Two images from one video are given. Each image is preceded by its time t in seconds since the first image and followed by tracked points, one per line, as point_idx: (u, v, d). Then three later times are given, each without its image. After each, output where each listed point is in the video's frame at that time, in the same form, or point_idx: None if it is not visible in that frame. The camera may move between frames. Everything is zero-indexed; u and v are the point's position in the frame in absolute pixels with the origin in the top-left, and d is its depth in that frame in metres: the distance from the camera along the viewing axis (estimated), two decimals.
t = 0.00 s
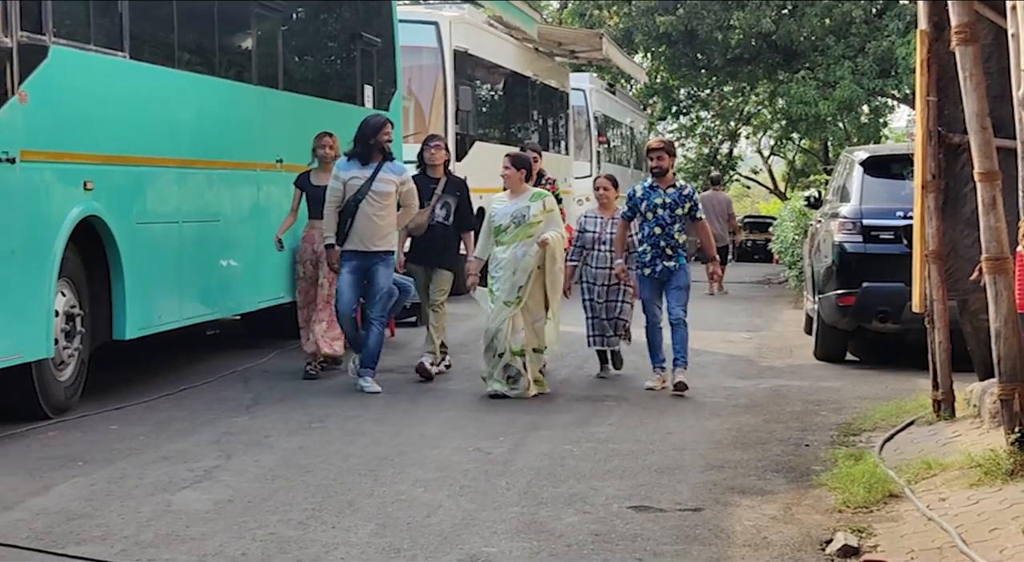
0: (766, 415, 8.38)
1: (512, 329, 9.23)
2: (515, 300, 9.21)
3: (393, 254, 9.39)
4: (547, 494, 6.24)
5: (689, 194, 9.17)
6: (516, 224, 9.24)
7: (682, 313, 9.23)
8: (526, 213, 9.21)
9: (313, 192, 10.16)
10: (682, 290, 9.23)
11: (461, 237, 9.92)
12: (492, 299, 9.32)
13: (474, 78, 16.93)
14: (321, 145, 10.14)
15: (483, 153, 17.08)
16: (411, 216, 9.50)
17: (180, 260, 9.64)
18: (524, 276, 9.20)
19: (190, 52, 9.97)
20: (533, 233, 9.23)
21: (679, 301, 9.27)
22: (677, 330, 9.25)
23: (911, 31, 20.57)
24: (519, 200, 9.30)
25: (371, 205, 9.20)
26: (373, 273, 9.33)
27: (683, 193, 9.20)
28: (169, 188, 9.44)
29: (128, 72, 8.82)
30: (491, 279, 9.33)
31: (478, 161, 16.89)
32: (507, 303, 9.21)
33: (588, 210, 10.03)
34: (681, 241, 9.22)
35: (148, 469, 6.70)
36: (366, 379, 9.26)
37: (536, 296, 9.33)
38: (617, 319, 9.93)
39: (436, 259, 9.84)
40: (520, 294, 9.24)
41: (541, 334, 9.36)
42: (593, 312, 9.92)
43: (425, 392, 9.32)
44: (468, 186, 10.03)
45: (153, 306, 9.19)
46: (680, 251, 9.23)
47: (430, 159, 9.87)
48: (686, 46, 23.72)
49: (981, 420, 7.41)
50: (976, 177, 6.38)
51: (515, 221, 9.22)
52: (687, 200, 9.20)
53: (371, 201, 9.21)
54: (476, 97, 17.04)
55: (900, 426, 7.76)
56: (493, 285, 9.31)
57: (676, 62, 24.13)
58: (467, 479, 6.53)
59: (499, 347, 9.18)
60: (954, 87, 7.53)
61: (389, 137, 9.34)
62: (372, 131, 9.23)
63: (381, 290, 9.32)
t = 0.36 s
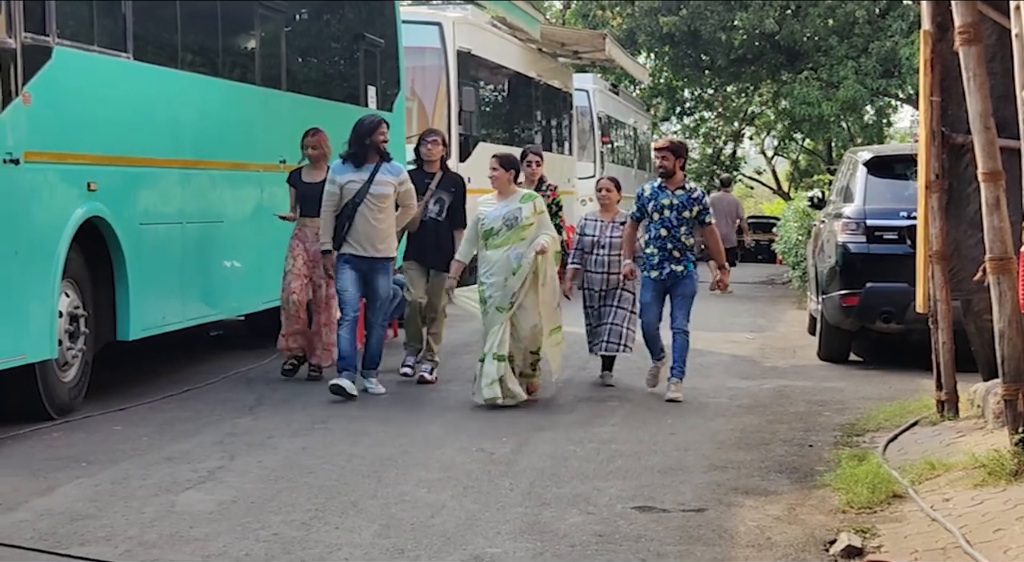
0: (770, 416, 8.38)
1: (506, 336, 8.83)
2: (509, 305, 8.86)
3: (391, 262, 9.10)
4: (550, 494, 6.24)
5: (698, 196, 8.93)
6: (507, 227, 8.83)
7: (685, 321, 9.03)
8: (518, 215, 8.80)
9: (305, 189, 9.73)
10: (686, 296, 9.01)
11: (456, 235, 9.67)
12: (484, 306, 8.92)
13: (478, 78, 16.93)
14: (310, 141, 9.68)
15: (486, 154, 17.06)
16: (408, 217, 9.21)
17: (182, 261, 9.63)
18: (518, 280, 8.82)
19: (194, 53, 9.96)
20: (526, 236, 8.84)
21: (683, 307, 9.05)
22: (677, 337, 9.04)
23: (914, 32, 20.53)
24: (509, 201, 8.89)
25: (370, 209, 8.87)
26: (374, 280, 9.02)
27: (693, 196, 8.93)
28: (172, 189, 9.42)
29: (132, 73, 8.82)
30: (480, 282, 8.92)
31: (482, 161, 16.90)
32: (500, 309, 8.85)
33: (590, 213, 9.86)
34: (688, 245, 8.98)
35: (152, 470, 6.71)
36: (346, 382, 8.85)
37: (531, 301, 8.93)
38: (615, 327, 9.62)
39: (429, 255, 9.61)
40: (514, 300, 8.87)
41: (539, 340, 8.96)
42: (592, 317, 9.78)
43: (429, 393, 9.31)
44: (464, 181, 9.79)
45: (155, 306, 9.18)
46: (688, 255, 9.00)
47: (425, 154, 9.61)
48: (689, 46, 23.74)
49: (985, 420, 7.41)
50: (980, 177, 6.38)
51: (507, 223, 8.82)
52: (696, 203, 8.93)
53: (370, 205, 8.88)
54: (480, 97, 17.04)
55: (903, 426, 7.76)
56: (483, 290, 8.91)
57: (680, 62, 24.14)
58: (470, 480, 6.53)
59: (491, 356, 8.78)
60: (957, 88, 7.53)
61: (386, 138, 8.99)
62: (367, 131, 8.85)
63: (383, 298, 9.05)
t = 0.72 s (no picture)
0: (772, 416, 8.38)
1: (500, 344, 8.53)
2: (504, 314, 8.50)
3: (378, 256, 8.93)
4: (552, 494, 6.24)
5: (698, 198, 8.50)
6: (502, 233, 8.54)
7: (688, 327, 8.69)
8: (514, 220, 8.52)
9: (292, 194, 9.27)
10: (688, 305, 8.63)
11: (449, 239, 9.24)
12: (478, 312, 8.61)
13: (480, 79, 16.92)
14: (290, 143, 9.23)
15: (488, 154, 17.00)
16: (393, 214, 9.05)
17: (183, 261, 9.61)
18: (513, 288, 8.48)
19: (195, 53, 9.95)
20: (522, 242, 8.52)
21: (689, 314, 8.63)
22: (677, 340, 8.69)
23: (916, 32, 20.43)
24: (506, 206, 8.59)
25: (354, 207, 8.71)
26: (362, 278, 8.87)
27: (692, 197, 8.50)
28: (172, 189, 9.40)
29: (133, 73, 8.82)
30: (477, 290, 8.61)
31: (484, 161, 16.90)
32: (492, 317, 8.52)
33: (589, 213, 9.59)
34: (691, 249, 8.53)
35: (154, 470, 6.71)
36: (351, 390, 8.79)
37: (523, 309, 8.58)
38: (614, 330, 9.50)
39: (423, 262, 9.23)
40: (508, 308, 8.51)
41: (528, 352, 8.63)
42: (589, 318, 9.45)
43: (431, 393, 9.29)
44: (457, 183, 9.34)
45: (156, 306, 9.16)
46: (690, 261, 8.55)
47: (415, 158, 9.20)
48: (692, 47, 23.76)
49: (987, 420, 7.41)
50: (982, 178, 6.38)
51: (503, 228, 8.54)
52: (696, 205, 8.50)
53: (352, 202, 8.71)
54: (482, 97, 17.04)
55: (906, 426, 7.75)
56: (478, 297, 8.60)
57: (682, 63, 24.15)
58: (472, 480, 6.53)
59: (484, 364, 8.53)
60: (960, 88, 7.54)
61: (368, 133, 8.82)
62: (348, 127, 8.67)
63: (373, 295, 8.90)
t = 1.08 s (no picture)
0: (773, 417, 8.38)
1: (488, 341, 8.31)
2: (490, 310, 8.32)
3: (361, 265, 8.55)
4: (553, 496, 6.24)
5: (689, 195, 8.28)
6: (488, 232, 8.40)
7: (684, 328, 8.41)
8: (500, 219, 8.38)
9: (281, 194, 9.11)
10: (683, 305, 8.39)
11: (443, 236, 9.11)
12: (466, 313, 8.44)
13: (481, 80, 16.92)
14: (275, 142, 9.09)
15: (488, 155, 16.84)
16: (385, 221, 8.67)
17: (184, 262, 9.61)
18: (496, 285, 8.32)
19: (196, 54, 9.96)
20: (508, 240, 8.38)
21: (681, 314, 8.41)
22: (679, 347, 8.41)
23: (916, 34, 20.34)
24: (493, 206, 8.46)
25: (336, 213, 8.38)
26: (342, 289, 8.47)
27: (684, 194, 8.29)
28: (173, 190, 9.40)
29: (135, 74, 8.82)
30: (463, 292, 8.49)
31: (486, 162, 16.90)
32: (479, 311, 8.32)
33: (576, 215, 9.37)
34: (683, 247, 8.33)
35: (155, 471, 6.71)
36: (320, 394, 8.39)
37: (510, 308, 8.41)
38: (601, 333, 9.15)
39: (418, 261, 9.05)
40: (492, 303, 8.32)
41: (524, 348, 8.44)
42: (576, 324, 9.20)
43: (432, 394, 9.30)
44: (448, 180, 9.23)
45: (158, 308, 9.17)
46: (682, 259, 8.34)
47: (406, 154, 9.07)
48: (693, 48, 23.79)
49: (988, 422, 7.41)
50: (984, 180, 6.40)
51: (488, 227, 8.40)
52: (687, 201, 8.29)
53: (337, 208, 8.38)
54: (483, 99, 17.05)
55: (907, 427, 7.75)
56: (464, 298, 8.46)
57: (683, 64, 24.17)
58: (473, 481, 6.54)
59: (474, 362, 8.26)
60: (960, 90, 7.54)
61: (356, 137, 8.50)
62: (333, 129, 8.39)
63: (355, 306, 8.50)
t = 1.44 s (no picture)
0: (774, 418, 8.38)
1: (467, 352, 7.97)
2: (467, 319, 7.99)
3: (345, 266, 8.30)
4: (555, 497, 6.23)
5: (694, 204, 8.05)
6: (467, 232, 8.00)
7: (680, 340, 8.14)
8: (479, 219, 7.99)
9: (268, 195, 8.88)
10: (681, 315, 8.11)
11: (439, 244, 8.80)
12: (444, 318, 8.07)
13: (482, 81, 16.92)
14: (264, 143, 8.81)
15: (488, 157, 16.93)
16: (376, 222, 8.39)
17: (186, 264, 9.61)
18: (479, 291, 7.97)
19: (198, 55, 9.96)
20: (489, 242, 8.00)
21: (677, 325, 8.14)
22: (674, 359, 8.09)
23: (919, 35, 20.34)
24: (472, 206, 8.06)
25: (319, 209, 8.14)
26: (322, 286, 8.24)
27: (689, 202, 8.06)
28: (174, 192, 9.40)
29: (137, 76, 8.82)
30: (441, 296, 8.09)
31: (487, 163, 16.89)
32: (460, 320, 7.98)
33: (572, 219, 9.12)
34: (683, 257, 8.08)
35: (156, 473, 6.71)
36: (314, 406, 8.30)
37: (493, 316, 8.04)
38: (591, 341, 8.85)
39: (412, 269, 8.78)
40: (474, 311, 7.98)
41: (502, 355, 8.03)
42: (567, 332, 8.97)
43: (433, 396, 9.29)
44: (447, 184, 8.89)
45: (159, 309, 9.17)
46: (681, 269, 8.10)
47: (404, 159, 8.72)
48: (695, 49, 23.78)
49: (989, 423, 7.41)
50: (985, 181, 6.39)
51: (466, 228, 8.00)
52: (692, 210, 8.07)
53: (320, 203, 8.13)
54: (484, 100, 17.05)
55: (908, 429, 7.75)
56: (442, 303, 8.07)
57: (684, 65, 24.17)
58: (475, 482, 6.54)
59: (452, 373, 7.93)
60: (962, 90, 7.53)
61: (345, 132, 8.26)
62: (320, 123, 8.14)
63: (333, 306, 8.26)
